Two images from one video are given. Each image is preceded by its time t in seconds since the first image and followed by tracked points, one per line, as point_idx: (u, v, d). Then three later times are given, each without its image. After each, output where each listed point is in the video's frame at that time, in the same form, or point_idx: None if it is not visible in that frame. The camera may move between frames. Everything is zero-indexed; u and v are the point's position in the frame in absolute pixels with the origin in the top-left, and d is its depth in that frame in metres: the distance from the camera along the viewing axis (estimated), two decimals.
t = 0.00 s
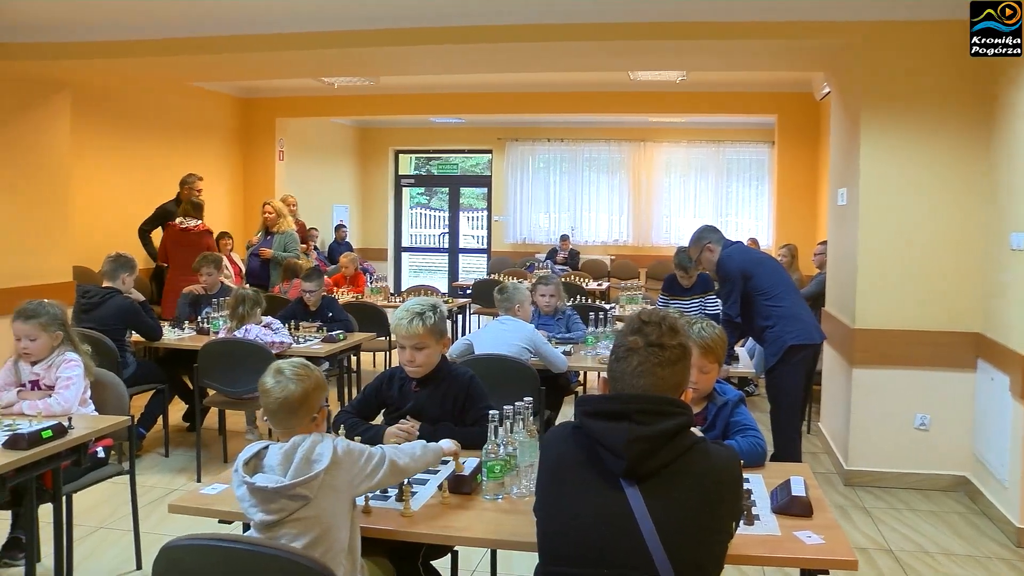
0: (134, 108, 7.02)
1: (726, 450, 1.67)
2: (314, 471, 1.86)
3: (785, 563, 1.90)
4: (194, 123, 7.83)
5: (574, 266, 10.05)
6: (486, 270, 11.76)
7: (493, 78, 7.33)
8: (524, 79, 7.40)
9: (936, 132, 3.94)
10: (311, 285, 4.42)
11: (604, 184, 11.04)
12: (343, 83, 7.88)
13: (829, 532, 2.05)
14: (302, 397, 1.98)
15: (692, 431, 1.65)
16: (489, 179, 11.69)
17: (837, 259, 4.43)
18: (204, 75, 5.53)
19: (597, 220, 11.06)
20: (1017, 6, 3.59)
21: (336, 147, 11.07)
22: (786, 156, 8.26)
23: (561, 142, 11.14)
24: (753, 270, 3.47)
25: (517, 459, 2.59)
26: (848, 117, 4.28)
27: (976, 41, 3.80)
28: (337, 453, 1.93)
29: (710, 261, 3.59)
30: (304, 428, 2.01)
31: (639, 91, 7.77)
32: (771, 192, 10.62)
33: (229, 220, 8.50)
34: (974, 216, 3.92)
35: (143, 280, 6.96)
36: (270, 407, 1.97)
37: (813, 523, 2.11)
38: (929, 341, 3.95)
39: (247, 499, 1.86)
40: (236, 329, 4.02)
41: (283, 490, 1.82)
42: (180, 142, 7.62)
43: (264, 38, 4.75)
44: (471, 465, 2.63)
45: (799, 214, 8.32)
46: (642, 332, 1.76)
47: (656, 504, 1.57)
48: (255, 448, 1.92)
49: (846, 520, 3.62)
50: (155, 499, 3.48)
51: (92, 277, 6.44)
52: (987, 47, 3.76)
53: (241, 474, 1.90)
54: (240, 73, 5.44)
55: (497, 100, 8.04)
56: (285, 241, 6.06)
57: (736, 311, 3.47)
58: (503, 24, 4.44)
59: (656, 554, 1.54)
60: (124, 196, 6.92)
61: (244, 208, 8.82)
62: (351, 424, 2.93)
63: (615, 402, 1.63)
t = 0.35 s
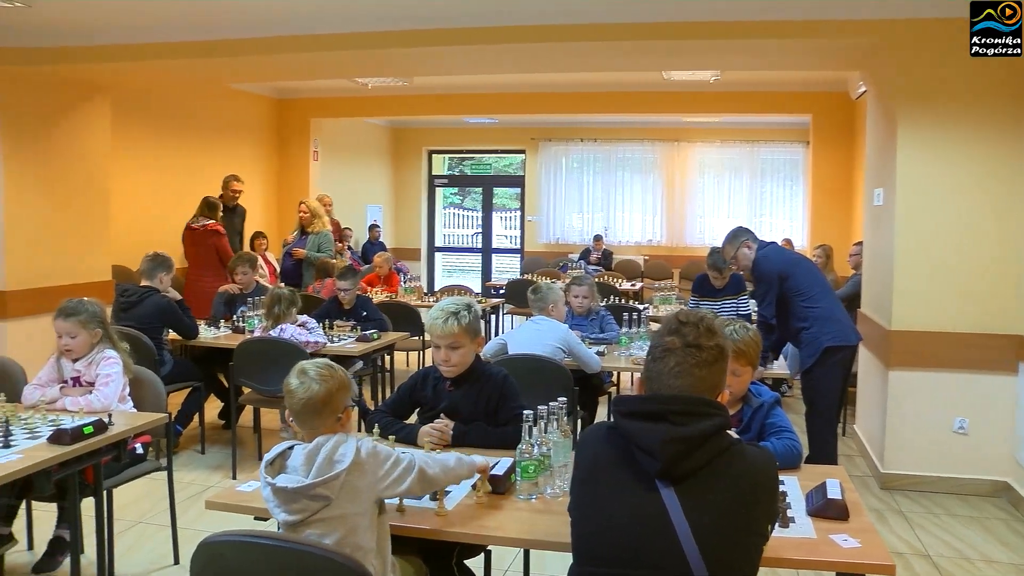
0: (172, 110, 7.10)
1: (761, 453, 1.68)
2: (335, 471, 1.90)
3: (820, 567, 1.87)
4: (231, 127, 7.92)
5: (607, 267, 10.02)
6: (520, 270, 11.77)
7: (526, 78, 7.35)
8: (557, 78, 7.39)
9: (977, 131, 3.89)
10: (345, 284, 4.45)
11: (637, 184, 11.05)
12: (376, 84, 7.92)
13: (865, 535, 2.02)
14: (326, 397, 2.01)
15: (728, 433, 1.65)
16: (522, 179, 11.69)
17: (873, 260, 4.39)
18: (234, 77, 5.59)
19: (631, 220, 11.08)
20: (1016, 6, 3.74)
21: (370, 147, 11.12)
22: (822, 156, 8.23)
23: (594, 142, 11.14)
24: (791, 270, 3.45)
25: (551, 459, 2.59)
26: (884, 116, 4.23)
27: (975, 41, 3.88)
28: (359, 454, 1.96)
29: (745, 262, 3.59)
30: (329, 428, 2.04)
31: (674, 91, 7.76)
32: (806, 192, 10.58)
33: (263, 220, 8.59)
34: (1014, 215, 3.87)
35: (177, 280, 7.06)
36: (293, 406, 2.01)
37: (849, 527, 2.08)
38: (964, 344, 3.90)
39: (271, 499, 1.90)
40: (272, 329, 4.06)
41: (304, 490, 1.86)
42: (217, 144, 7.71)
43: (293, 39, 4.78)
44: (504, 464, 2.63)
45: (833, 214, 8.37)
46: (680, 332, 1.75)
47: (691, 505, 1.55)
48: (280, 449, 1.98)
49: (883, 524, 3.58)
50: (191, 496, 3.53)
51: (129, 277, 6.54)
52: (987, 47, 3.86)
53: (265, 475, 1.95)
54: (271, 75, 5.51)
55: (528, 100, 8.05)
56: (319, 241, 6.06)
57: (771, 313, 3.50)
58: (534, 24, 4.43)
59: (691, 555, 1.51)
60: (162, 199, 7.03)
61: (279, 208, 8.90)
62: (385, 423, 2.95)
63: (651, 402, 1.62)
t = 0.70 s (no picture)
0: (207, 111, 7.15)
1: (797, 456, 1.65)
2: (355, 475, 1.93)
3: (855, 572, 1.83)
4: (264, 128, 7.99)
5: (639, 267, 9.99)
6: (551, 270, 11.76)
7: (556, 78, 7.35)
8: (588, 79, 7.38)
9: (1014, 129, 3.84)
10: (378, 284, 4.48)
11: (669, 184, 11.01)
12: (407, 85, 7.94)
13: (901, 539, 1.98)
14: (350, 399, 2.03)
15: (763, 435, 1.62)
16: (554, 179, 11.68)
17: (908, 261, 4.34)
18: (261, 78, 5.64)
19: (663, 220, 11.04)
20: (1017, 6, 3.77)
21: (401, 148, 11.17)
22: (856, 156, 8.19)
23: (626, 142, 11.12)
24: (824, 271, 3.45)
25: (583, 459, 2.58)
26: (920, 115, 4.19)
27: (976, 41, 3.87)
28: (380, 458, 1.99)
29: (779, 263, 3.62)
30: (353, 429, 2.06)
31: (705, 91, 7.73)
32: (839, 192, 10.52)
33: (296, 220, 8.65)
34: None
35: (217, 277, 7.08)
36: (318, 409, 2.04)
37: (883, 531, 2.04)
38: (998, 346, 3.85)
39: (294, 503, 1.96)
40: (305, 328, 4.10)
41: (323, 494, 1.90)
42: (250, 144, 7.77)
43: (317, 41, 4.81)
44: (536, 464, 2.63)
45: (867, 215, 8.33)
46: (713, 333, 1.71)
47: (724, 507, 1.54)
48: (304, 452, 2.05)
49: (917, 528, 3.54)
50: (225, 493, 3.57)
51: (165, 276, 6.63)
52: (987, 47, 3.86)
53: (288, 479, 2.02)
54: (297, 76, 5.56)
55: (558, 100, 8.04)
56: (350, 244, 6.01)
57: (804, 314, 3.49)
58: (561, 25, 4.42)
59: (722, 556, 1.52)
60: (196, 199, 7.09)
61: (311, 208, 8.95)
62: (417, 422, 2.96)
63: (684, 404, 1.61)
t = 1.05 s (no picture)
0: (234, 112, 7.21)
1: (826, 456, 1.62)
2: (374, 478, 1.97)
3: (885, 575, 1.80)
4: (291, 129, 8.04)
5: (665, 267, 9.96)
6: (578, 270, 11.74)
7: (582, 78, 7.35)
8: (614, 79, 7.39)
9: None
10: (407, 284, 4.51)
11: (695, 184, 10.98)
12: (433, 86, 7.96)
13: (932, 544, 1.93)
14: (375, 402, 2.08)
15: (791, 436, 1.60)
16: (580, 179, 11.67)
17: (938, 261, 4.30)
18: (282, 79, 5.69)
19: (690, 220, 11.01)
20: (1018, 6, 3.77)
21: (428, 148, 11.20)
22: (885, 156, 8.13)
23: (653, 142, 11.10)
24: (851, 273, 3.43)
25: (609, 460, 2.56)
26: (951, 114, 4.15)
27: (975, 41, 3.87)
28: (400, 463, 2.02)
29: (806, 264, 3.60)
30: (376, 433, 2.11)
31: (732, 91, 7.71)
32: (867, 192, 10.45)
33: (323, 221, 8.70)
34: None
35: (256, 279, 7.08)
36: (343, 410, 2.08)
37: (914, 535, 1.99)
38: None
39: (314, 503, 2.01)
40: (332, 327, 4.13)
41: (343, 497, 1.95)
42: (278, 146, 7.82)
43: (333, 42, 4.84)
44: (563, 464, 2.61)
45: (896, 215, 8.27)
46: (740, 334, 1.70)
47: (752, 509, 1.53)
48: (325, 452, 2.09)
49: (948, 533, 3.51)
50: (251, 491, 3.59)
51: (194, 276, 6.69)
52: (987, 47, 3.84)
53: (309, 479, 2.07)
54: (318, 77, 5.61)
55: (582, 101, 8.04)
56: (373, 242, 6.02)
57: (832, 315, 3.46)
58: (581, 26, 4.43)
59: (750, 557, 1.52)
60: (223, 199, 7.13)
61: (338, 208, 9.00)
62: (444, 421, 2.98)
63: (712, 405, 1.60)
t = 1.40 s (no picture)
0: (258, 113, 7.25)
1: (849, 458, 1.61)
2: (404, 478, 1.99)
3: None
4: (313, 128, 8.06)
5: (688, 267, 9.93)
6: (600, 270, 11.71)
7: (603, 77, 7.33)
8: (636, 79, 7.38)
9: None
10: (429, 284, 4.52)
11: (718, 184, 10.94)
12: (456, 85, 7.95)
13: (958, 548, 1.90)
14: (403, 403, 2.10)
15: (814, 437, 1.59)
16: (603, 179, 11.65)
17: (964, 260, 4.26)
18: (297, 80, 5.72)
19: (712, 220, 10.98)
20: (1017, 6, 3.75)
21: (450, 148, 11.22)
22: (909, 155, 8.07)
23: (675, 142, 11.07)
24: (876, 274, 3.40)
25: (632, 460, 2.55)
26: (978, 111, 4.11)
27: (976, 40, 3.94)
28: (429, 463, 2.04)
29: (829, 266, 3.56)
30: (402, 434, 2.13)
31: (753, 90, 7.68)
32: (892, 192, 10.36)
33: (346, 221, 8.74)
34: None
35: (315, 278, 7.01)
36: (370, 409, 2.11)
37: (939, 538, 1.96)
38: None
39: (340, 501, 2.01)
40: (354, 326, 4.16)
41: (372, 495, 1.96)
42: (300, 146, 7.85)
43: (342, 43, 4.87)
44: (585, 464, 2.60)
45: (921, 215, 8.20)
46: (765, 335, 1.68)
47: (775, 510, 1.52)
48: (352, 450, 2.10)
49: (975, 537, 3.47)
50: (274, 490, 3.61)
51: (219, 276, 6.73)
52: (987, 46, 3.91)
53: (335, 475, 2.08)
54: (334, 78, 5.65)
55: (602, 101, 8.01)
56: (396, 241, 6.01)
57: (856, 317, 3.42)
58: (598, 26, 4.44)
59: (774, 560, 1.50)
60: (247, 199, 7.16)
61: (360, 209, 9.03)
62: (467, 421, 2.99)
63: (736, 406, 1.59)
